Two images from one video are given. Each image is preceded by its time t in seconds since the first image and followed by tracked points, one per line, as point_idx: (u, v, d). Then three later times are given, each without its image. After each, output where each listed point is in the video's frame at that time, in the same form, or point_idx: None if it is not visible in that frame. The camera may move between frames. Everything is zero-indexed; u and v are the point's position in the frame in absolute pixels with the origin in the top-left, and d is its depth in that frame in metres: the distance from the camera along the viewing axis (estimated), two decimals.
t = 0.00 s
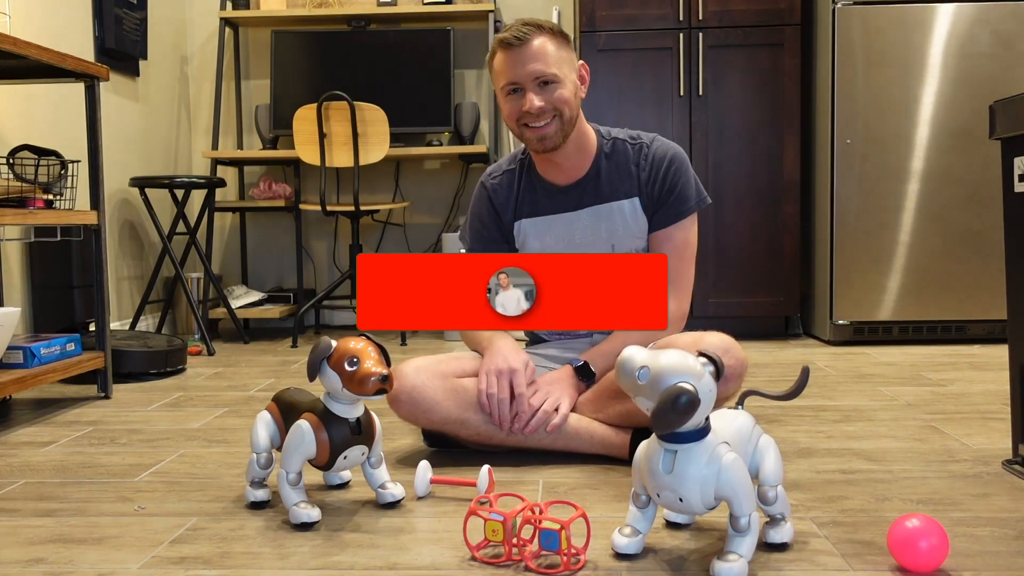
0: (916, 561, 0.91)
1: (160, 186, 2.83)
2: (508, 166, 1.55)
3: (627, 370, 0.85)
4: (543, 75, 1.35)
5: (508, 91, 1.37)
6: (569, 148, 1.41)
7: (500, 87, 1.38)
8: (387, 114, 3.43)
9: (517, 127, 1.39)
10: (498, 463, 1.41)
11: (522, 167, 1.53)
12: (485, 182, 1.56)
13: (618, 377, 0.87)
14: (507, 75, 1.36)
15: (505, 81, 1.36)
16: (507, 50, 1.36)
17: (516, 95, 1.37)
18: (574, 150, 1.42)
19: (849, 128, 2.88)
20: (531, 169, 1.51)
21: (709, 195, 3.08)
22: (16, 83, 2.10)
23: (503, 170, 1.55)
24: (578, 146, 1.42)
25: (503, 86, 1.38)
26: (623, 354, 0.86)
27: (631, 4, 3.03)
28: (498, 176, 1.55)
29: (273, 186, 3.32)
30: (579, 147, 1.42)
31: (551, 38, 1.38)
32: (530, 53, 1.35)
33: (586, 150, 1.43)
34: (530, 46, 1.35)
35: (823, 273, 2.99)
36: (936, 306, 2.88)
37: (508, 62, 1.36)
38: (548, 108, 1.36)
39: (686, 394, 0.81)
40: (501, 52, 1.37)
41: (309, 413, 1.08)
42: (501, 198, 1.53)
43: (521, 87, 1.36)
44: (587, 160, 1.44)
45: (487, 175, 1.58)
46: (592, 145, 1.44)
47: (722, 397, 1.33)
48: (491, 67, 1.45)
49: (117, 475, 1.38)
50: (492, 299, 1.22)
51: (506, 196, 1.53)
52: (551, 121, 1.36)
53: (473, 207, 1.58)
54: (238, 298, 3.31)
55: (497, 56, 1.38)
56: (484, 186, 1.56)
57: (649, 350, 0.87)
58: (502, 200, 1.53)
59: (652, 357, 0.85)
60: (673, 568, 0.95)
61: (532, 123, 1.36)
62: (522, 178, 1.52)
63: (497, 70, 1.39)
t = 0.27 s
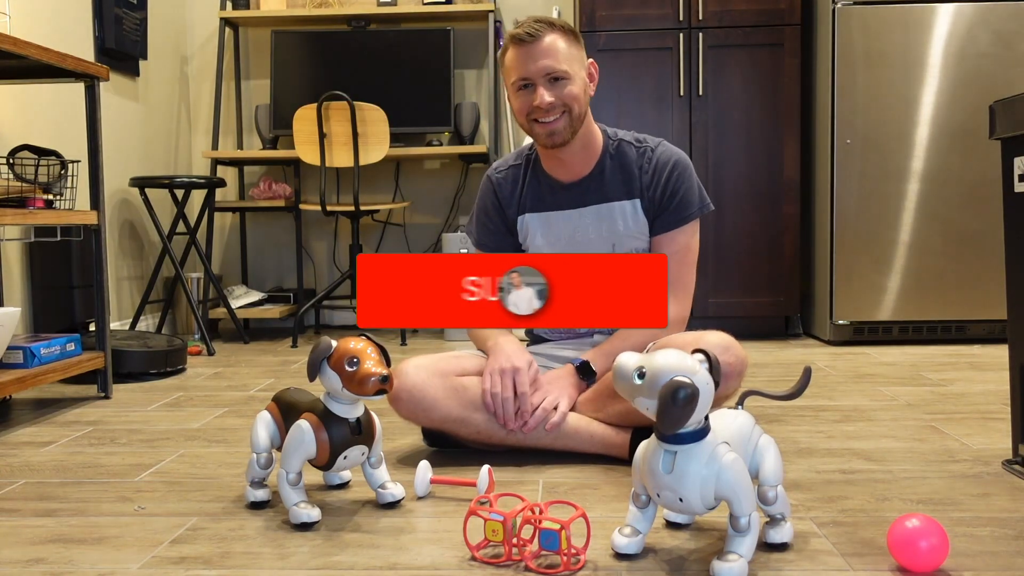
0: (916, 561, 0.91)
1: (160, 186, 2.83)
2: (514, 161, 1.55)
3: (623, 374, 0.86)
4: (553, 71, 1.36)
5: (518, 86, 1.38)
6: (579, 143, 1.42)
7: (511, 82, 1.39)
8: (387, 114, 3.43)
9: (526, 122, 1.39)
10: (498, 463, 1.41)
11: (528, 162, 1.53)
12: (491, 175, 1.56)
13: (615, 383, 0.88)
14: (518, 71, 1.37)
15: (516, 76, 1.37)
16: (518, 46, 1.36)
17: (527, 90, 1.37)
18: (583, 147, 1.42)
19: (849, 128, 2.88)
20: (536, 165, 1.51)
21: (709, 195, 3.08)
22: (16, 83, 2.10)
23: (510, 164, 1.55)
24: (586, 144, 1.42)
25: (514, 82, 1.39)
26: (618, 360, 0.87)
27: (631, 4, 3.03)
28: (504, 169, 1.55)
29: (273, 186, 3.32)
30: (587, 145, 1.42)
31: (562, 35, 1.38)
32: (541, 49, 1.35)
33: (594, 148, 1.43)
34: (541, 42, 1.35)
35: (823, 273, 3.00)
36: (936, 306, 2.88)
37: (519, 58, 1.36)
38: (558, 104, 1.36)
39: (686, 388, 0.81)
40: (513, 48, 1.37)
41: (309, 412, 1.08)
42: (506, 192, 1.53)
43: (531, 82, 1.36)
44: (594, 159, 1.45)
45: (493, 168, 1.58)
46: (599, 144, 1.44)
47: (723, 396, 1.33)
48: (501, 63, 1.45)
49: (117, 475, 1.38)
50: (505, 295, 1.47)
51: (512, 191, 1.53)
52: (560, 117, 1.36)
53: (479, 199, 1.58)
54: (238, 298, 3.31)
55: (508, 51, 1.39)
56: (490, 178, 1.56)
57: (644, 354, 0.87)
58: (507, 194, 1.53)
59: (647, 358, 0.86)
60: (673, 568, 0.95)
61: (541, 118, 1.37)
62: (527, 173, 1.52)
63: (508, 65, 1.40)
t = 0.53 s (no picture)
0: (916, 562, 0.91)
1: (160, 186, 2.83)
2: (517, 160, 1.55)
3: (623, 375, 0.86)
4: (561, 73, 1.35)
5: (526, 86, 1.38)
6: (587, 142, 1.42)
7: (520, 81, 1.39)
8: (387, 114, 3.43)
9: (533, 121, 1.40)
10: (498, 463, 1.41)
11: (531, 162, 1.53)
12: (493, 174, 1.56)
13: (615, 384, 0.88)
14: (527, 71, 1.37)
15: (524, 77, 1.37)
16: (527, 46, 1.36)
17: (534, 90, 1.37)
18: (589, 147, 1.42)
19: (849, 128, 2.88)
20: (538, 165, 1.51)
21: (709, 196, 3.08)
22: (16, 83, 2.10)
23: (512, 164, 1.55)
24: (592, 144, 1.42)
25: (523, 81, 1.38)
26: (617, 361, 0.87)
27: (631, 4, 3.03)
28: (507, 168, 1.55)
29: (273, 186, 3.32)
30: (593, 146, 1.42)
31: (571, 35, 1.37)
32: (550, 50, 1.35)
33: (600, 149, 1.44)
34: (550, 43, 1.35)
35: (823, 273, 3.00)
36: (936, 306, 2.88)
37: (528, 58, 1.36)
38: (565, 105, 1.36)
39: (689, 386, 0.82)
40: (522, 47, 1.37)
41: (309, 412, 1.08)
42: (508, 190, 1.53)
43: (539, 83, 1.36)
44: (599, 159, 1.45)
45: (495, 167, 1.58)
46: (605, 144, 1.45)
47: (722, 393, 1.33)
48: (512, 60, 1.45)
49: (117, 475, 1.38)
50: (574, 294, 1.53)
51: (513, 191, 1.53)
52: (566, 118, 1.36)
53: (481, 198, 1.58)
54: (238, 298, 3.31)
55: (517, 50, 1.38)
56: (492, 178, 1.56)
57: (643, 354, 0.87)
58: (509, 193, 1.53)
59: (647, 358, 0.86)
60: (673, 568, 0.95)
61: (547, 119, 1.37)
62: (529, 172, 1.52)
63: (517, 64, 1.40)
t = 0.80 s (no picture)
0: (916, 562, 0.91)
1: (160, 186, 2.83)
2: (516, 163, 1.55)
3: (629, 371, 0.85)
4: (559, 84, 1.34)
5: (525, 91, 1.37)
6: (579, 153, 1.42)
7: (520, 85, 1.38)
8: (387, 114, 3.43)
9: (529, 126, 1.40)
10: (498, 464, 1.41)
11: (529, 165, 1.53)
12: (491, 177, 1.56)
13: (617, 377, 0.87)
14: (527, 77, 1.36)
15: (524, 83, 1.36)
16: (530, 53, 1.35)
17: (532, 96, 1.37)
18: (584, 157, 1.43)
19: (850, 128, 2.88)
20: (537, 167, 1.51)
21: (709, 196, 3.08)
22: (16, 83, 2.10)
23: (511, 166, 1.55)
24: (586, 155, 1.42)
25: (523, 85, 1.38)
26: (623, 356, 0.86)
27: (631, 4, 3.03)
28: (505, 171, 1.55)
29: (273, 186, 3.32)
30: (588, 156, 1.43)
31: (576, 45, 1.36)
32: (551, 60, 1.34)
33: (596, 159, 1.44)
34: (552, 53, 1.34)
35: (823, 273, 3.00)
36: (936, 306, 2.88)
37: (529, 65, 1.35)
38: (560, 116, 1.36)
39: (691, 396, 0.82)
40: (525, 52, 1.36)
41: (309, 412, 1.08)
42: (506, 193, 1.53)
43: (537, 91, 1.36)
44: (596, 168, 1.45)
45: (494, 171, 1.58)
46: (602, 155, 1.45)
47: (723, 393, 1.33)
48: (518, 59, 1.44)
49: (117, 475, 1.38)
50: (584, 296, 1.47)
51: (512, 194, 1.53)
52: (560, 130, 1.36)
53: (477, 201, 1.57)
54: (238, 298, 3.31)
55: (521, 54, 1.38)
56: (490, 181, 1.56)
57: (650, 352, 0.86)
58: (507, 196, 1.53)
59: (655, 358, 0.85)
60: (673, 568, 0.95)
61: (542, 128, 1.37)
62: (527, 176, 1.52)
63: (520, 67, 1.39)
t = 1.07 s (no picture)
0: (916, 561, 0.91)
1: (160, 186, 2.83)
2: (514, 162, 1.56)
3: (632, 370, 0.85)
4: (555, 83, 1.34)
5: (522, 90, 1.38)
6: (576, 150, 1.43)
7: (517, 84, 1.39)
8: (387, 113, 3.43)
9: (526, 125, 1.40)
10: (499, 464, 1.41)
11: (527, 164, 1.54)
12: (489, 175, 1.57)
13: (617, 377, 0.87)
14: (524, 75, 1.36)
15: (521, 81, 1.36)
16: (527, 51, 1.35)
17: (529, 95, 1.37)
18: (580, 156, 1.43)
19: (850, 128, 2.88)
20: (535, 168, 1.52)
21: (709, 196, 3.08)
22: (16, 83, 2.10)
23: (509, 166, 1.56)
24: (582, 153, 1.43)
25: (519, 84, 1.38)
26: (624, 355, 0.86)
27: (631, 4, 3.03)
28: (503, 169, 1.56)
29: (273, 186, 3.32)
30: (585, 154, 1.44)
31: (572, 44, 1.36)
32: (548, 59, 1.34)
33: (593, 157, 1.45)
34: (549, 51, 1.34)
35: (823, 273, 2.99)
36: (936, 306, 2.88)
37: (526, 63, 1.35)
38: (557, 115, 1.36)
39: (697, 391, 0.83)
40: (522, 51, 1.36)
41: (312, 412, 1.08)
42: (503, 192, 1.54)
43: (533, 90, 1.36)
44: (593, 167, 1.46)
45: (492, 169, 1.59)
46: (598, 153, 1.46)
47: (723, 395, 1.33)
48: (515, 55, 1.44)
49: (117, 475, 1.38)
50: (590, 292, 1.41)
51: (508, 192, 1.54)
52: (557, 129, 1.37)
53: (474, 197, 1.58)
54: (238, 298, 3.30)
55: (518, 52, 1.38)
56: (488, 179, 1.57)
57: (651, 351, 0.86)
58: (504, 195, 1.54)
59: (657, 357, 0.85)
60: (673, 568, 0.95)
61: (539, 127, 1.38)
62: (525, 176, 1.53)
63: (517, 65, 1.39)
